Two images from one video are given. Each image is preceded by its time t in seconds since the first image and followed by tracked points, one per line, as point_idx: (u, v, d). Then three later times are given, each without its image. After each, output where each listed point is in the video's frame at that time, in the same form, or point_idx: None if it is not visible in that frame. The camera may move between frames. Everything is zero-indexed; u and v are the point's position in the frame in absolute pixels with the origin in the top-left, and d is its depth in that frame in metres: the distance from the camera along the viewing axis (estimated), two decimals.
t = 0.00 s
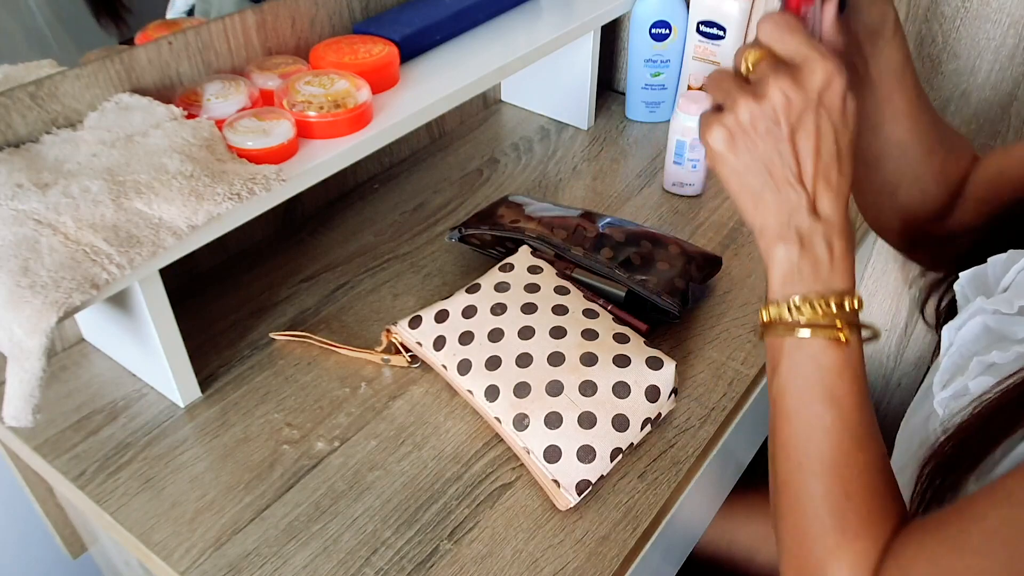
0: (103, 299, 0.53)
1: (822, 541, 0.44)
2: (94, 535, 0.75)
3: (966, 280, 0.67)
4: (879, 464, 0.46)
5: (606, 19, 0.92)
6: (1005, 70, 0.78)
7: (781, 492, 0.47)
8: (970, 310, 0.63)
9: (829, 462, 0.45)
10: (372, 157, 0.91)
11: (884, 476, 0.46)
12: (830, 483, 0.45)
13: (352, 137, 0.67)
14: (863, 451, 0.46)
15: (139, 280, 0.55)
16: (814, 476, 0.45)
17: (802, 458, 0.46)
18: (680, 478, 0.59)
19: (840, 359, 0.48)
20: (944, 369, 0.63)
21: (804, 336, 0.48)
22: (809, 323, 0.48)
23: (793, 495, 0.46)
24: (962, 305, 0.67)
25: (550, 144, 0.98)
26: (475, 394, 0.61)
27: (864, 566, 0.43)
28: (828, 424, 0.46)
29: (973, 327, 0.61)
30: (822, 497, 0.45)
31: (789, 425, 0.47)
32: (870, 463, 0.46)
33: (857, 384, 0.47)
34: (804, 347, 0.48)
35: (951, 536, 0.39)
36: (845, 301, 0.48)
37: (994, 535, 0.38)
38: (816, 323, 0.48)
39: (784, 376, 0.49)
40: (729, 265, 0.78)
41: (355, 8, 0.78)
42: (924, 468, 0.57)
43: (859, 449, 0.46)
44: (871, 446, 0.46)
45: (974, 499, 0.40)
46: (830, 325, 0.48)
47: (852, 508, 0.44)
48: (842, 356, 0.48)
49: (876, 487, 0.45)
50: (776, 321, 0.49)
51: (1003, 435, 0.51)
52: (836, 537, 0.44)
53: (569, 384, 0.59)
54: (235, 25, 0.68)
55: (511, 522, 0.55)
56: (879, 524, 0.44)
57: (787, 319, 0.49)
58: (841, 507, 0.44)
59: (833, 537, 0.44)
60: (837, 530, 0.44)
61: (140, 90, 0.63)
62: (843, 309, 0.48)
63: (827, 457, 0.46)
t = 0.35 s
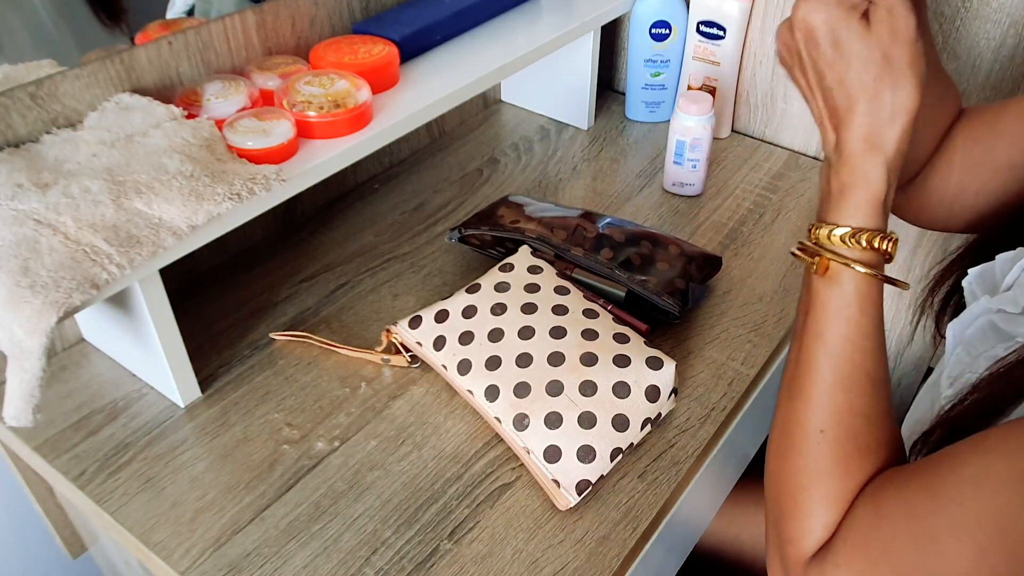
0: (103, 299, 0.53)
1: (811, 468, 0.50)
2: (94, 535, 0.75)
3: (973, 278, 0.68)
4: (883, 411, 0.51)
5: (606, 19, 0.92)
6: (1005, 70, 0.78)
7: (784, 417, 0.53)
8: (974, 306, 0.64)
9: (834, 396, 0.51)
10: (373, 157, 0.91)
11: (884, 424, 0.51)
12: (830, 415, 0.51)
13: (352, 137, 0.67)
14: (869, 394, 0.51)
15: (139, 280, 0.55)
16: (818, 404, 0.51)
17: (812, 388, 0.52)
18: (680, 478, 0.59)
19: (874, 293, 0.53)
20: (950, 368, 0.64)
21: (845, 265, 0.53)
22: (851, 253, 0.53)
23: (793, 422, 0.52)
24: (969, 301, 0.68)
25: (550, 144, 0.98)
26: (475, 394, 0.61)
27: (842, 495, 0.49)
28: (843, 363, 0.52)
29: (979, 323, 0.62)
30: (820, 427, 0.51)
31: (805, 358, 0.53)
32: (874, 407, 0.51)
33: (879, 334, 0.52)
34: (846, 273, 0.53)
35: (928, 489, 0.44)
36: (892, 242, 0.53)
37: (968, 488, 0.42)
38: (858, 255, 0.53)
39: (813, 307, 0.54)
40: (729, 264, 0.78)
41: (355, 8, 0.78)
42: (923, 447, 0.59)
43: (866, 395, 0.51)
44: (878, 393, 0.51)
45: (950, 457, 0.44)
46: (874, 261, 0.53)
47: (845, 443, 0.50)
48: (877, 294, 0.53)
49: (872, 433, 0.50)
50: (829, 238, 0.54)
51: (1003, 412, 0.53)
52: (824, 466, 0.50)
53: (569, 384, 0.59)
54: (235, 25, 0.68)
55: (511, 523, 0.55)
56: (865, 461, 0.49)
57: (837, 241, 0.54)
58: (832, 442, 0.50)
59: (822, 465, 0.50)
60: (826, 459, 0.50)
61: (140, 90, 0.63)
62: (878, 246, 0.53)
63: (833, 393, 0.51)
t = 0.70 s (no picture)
0: (103, 299, 0.53)
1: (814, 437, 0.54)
2: (93, 535, 0.75)
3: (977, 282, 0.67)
4: (898, 388, 0.54)
5: (605, 19, 0.92)
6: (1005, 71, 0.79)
7: (799, 386, 0.57)
8: (983, 309, 0.64)
9: (845, 371, 0.54)
10: (373, 157, 0.91)
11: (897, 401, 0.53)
12: (835, 385, 0.54)
13: (352, 137, 0.67)
14: (884, 372, 0.54)
15: (140, 280, 0.55)
16: (832, 376, 0.55)
17: (826, 361, 0.55)
18: (680, 478, 0.59)
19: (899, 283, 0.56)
20: (960, 374, 0.63)
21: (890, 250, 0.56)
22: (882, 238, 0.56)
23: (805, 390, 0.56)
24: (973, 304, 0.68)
25: (549, 143, 0.98)
26: (475, 394, 0.61)
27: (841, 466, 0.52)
28: (863, 338, 0.55)
29: (988, 328, 0.62)
30: (825, 397, 0.54)
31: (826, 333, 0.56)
32: (886, 384, 0.54)
33: (898, 312, 0.55)
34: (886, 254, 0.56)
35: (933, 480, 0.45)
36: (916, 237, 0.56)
37: (973, 473, 0.43)
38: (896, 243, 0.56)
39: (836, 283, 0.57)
40: (729, 265, 0.78)
41: (355, 8, 0.78)
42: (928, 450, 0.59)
43: (877, 373, 0.54)
44: (894, 372, 0.54)
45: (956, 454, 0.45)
46: (897, 249, 0.56)
47: (851, 415, 0.53)
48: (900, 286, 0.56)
49: (882, 410, 0.53)
50: (859, 219, 0.57)
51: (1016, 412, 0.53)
52: (826, 435, 0.53)
53: (569, 384, 0.59)
54: (235, 25, 0.68)
55: (511, 523, 0.55)
56: (867, 435, 0.52)
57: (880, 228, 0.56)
58: (838, 415, 0.53)
59: (823, 434, 0.53)
60: (829, 428, 0.53)
61: (140, 90, 0.63)
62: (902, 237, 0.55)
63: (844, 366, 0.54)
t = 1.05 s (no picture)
0: (103, 299, 0.53)
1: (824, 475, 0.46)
2: (93, 536, 0.75)
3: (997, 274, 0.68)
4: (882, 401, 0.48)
5: (605, 19, 0.92)
6: (1005, 70, 0.79)
7: (784, 418, 0.49)
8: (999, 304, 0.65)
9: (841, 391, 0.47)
10: (373, 157, 0.91)
11: (888, 416, 0.48)
12: (836, 417, 0.47)
13: (352, 137, 0.67)
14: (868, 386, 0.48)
15: (140, 280, 0.55)
16: (822, 403, 0.47)
17: (812, 384, 0.48)
18: (680, 478, 0.59)
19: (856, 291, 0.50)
20: (971, 365, 0.66)
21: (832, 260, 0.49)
22: (811, 254, 0.49)
23: (796, 422, 0.48)
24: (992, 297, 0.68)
25: (549, 144, 0.98)
26: (475, 394, 0.61)
27: (865, 496, 0.45)
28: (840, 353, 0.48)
29: (1001, 322, 0.64)
30: (833, 426, 0.46)
31: (789, 357, 0.49)
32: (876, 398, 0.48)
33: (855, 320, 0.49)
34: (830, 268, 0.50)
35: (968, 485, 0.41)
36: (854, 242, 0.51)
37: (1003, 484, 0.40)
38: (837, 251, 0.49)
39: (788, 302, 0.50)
40: (730, 264, 0.78)
41: (355, 8, 0.78)
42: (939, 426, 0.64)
43: (866, 387, 0.47)
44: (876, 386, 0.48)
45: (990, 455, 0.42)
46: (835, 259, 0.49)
47: (858, 441, 0.46)
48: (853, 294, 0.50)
49: (878, 432, 0.47)
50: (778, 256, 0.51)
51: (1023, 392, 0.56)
52: (838, 474, 0.45)
53: (569, 384, 0.59)
54: (235, 25, 0.68)
55: (511, 523, 0.55)
56: (880, 462, 0.46)
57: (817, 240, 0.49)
58: (851, 442, 0.46)
59: (835, 468, 0.46)
60: (832, 466, 0.46)
61: (140, 90, 0.63)
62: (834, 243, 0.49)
63: (837, 387, 0.47)
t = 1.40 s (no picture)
0: (103, 299, 0.53)
1: (807, 490, 0.48)
2: (93, 536, 0.75)
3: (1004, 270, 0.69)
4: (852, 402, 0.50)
5: (605, 19, 0.92)
6: (1005, 70, 0.79)
7: (763, 434, 0.51)
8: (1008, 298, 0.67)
9: (809, 404, 0.49)
10: (373, 157, 0.91)
11: (861, 417, 0.50)
12: (812, 428, 0.49)
13: (352, 137, 0.67)
14: (837, 393, 0.50)
15: (139, 280, 0.55)
16: (795, 417, 0.50)
17: (783, 401, 0.50)
18: (680, 478, 0.59)
19: (816, 302, 0.51)
20: (978, 359, 0.68)
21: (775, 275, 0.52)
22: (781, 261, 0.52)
23: (771, 437, 0.51)
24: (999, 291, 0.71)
25: (549, 143, 0.98)
26: (475, 394, 0.61)
27: (851, 499, 0.47)
28: (806, 367, 0.50)
29: (1008, 316, 0.66)
30: (805, 441, 0.49)
31: (766, 370, 0.51)
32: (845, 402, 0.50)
33: (826, 327, 0.51)
34: (781, 283, 0.52)
35: (979, 491, 0.42)
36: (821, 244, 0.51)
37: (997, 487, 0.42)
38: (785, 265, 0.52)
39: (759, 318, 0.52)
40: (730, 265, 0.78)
41: (355, 8, 0.78)
42: (943, 424, 0.65)
43: (833, 395, 0.49)
44: (842, 389, 0.50)
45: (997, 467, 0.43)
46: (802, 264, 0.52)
47: (834, 452, 0.48)
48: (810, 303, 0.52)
49: (855, 437, 0.49)
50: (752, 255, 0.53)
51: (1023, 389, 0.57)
52: (821, 489, 0.48)
53: (569, 384, 0.59)
54: (235, 25, 0.68)
55: (511, 523, 0.55)
56: (862, 467, 0.48)
57: (764, 254, 0.53)
58: (829, 451, 0.48)
59: (813, 483, 0.48)
60: (817, 477, 0.48)
61: (140, 90, 0.63)
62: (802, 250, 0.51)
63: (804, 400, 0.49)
